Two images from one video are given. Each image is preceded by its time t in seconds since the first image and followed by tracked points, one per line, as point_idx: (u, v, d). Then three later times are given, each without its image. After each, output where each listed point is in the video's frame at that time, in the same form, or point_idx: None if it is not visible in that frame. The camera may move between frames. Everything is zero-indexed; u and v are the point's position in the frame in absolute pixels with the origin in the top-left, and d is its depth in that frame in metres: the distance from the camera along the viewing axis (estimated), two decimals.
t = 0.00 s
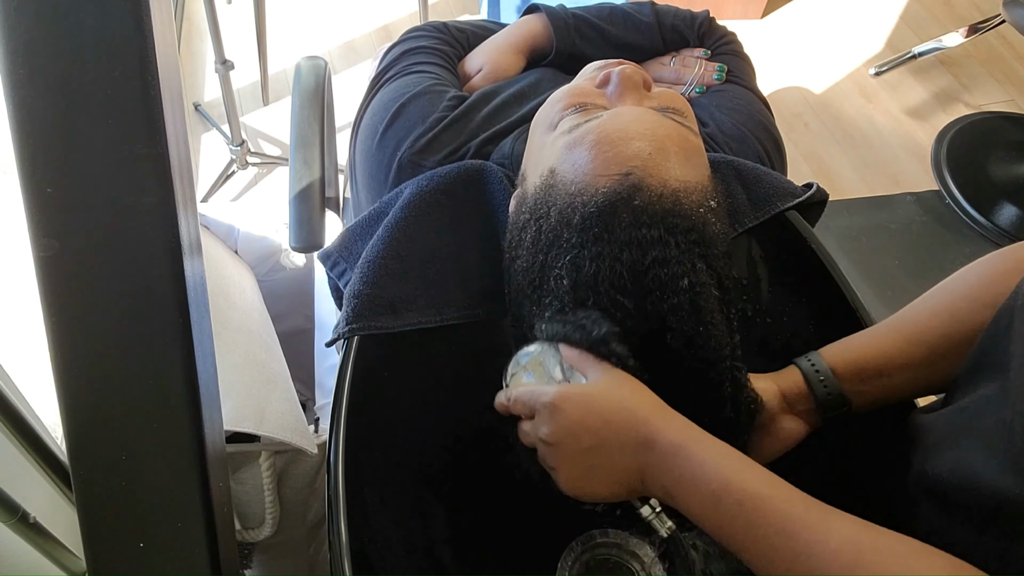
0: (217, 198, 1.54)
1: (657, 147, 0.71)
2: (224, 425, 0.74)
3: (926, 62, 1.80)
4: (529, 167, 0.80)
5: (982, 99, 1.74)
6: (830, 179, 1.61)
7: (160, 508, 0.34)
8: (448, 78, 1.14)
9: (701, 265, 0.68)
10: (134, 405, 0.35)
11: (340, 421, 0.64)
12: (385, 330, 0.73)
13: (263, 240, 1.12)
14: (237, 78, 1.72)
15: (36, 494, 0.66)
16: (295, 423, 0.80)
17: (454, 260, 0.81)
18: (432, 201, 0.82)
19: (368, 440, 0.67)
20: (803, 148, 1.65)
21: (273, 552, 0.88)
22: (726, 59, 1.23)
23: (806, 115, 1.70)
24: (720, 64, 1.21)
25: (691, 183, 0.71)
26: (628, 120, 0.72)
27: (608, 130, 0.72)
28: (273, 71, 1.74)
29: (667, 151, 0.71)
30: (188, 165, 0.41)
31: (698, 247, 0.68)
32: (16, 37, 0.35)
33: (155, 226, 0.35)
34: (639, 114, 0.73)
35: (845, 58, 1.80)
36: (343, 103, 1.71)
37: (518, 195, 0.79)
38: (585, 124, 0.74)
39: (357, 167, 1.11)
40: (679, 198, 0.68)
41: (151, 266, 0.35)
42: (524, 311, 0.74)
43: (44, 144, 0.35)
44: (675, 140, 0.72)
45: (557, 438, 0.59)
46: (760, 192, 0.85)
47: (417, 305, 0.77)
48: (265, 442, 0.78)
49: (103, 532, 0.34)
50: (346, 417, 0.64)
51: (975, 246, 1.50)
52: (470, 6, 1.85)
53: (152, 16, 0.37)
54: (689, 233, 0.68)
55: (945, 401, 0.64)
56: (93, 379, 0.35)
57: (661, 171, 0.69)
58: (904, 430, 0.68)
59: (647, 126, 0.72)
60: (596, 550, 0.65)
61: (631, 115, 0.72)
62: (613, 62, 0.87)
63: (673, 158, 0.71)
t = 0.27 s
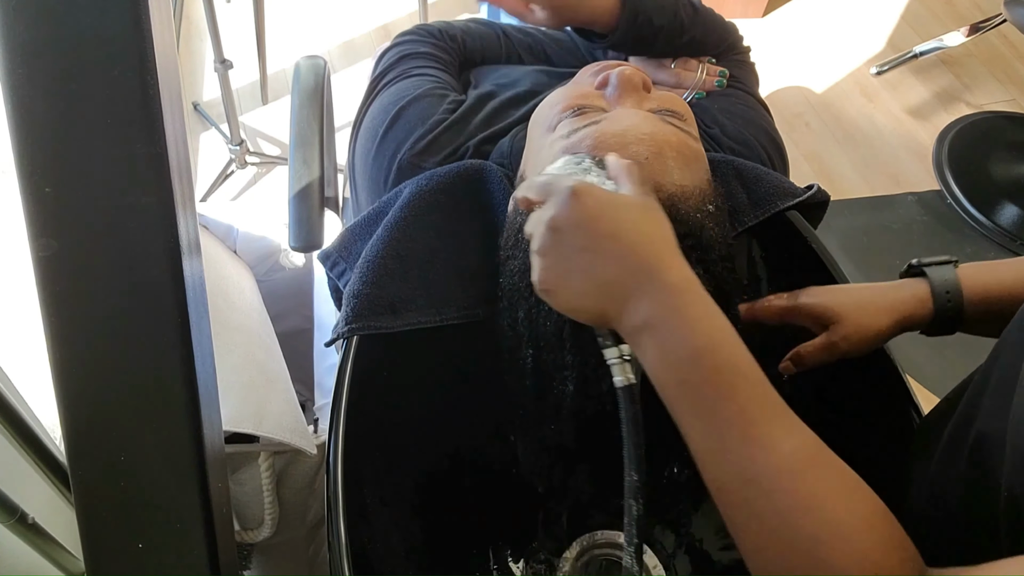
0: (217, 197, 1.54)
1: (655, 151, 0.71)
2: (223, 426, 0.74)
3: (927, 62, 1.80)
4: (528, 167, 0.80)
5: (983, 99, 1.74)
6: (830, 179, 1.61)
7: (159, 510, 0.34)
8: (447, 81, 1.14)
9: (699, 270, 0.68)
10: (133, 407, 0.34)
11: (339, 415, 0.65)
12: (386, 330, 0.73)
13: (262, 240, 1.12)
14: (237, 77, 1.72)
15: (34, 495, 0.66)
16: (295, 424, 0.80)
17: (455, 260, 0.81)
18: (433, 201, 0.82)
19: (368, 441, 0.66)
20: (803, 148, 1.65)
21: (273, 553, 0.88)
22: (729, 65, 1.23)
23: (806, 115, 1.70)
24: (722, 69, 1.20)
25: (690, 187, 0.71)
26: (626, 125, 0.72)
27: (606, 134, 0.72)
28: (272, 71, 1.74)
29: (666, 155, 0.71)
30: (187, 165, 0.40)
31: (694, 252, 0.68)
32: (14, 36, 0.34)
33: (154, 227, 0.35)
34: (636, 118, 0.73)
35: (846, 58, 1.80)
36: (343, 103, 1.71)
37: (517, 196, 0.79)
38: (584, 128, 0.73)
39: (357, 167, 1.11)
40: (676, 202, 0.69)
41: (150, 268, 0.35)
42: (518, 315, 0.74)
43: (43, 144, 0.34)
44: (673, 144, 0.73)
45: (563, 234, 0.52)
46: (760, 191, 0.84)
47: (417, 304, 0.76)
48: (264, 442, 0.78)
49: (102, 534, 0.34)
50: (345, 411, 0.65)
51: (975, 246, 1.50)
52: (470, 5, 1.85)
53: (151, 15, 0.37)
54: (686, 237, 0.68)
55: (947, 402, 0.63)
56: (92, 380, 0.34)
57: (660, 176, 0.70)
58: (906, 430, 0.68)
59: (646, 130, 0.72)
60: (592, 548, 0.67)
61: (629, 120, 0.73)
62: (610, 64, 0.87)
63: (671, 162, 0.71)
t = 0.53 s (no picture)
0: (217, 197, 1.54)
1: (659, 151, 0.71)
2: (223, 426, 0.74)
3: (927, 62, 1.80)
4: (530, 167, 0.80)
5: (983, 99, 1.74)
6: (831, 179, 1.61)
7: (159, 509, 0.34)
8: (448, 82, 1.14)
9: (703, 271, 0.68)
10: (133, 406, 0.34)
11: (340, 415, 0.64)
12: (384, 330, 0.73)
13: (262, 240, 1.12)
14: (237, 77, 1.72)
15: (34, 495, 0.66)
16: (295, 424, 0.80)
17: (455, 260, 0.81)
18: (433, 201, 0.82)
19: (368, 441, 0.66)
20: (804, 148, 1.65)
21: (273, 552, 0.88)
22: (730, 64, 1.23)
23: (807, 115, 1.70)
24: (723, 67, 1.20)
25: (694, 188, 0.71)
26: (631, 125, 0.72)
27: (611, 134, 0.71)
28: (272, 71, 1.74)
29: (671, 156, 0.71)
30: (187, 165, 0.40)
31: (699, 252, 0.68)
32: (14, 35, 0.34)
33: (154, 227, 0.35)
34: (641, 118, 0.73)
35: (846, 58, 1.80)
36: (343, 103, 1.71)
37: (518, 195, 0.79)
38: (588, 127, 0.74)
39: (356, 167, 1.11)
40: (681, 202, 0.68)
41: (150, 268, 0.35)
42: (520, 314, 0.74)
43: (43, 144, 0.34)
44: (678, 144, 0.72)
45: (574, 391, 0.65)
46: (760, 191, 0.84)
47: (416, 304, 0.76)
48: (264, 442, 0.78)
49: (102, 533, 0.34)
50: (346, 410, 0.64)
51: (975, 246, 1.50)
52: (470, 5, 1.85)
53: (151, 15, 0.36)
54: (691, 238, 0.68)
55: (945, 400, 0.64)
56: (92, 379, 0.34)
57: (665, 176, 0.69)
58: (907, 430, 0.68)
59: (651, 131, 0.72)
60: (599, 548, 0.66)
61: (634, 119, 0.73)
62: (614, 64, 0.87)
63: (676, 163, 0.71)
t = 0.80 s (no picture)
0: (217, 197, 1.54)
1: (656, 151, 0.71)
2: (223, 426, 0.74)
3: (927, 62, 1.80)
4: (527, 167, 0.80)
5: (983, 99, 1.74)
6: (831, 179, 1.61)
7: (158, 509, 0.34)
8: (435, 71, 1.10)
9: (701, 271, 0.69)
10: (133, 406, 0.34)
11: (340, 417, 0.63)
12: (384, 330, 0.71)
13: (263, 240, 1.12)
14: (237, 77, 1.72)
15: (34, 496, 0.66)
16: (295, 424, 0.80)
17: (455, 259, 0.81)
18: (433, 201, 0.82)
19: (368, 441, 0.66)
20: (804, 148, 1.65)
21: (273, 552, 0.88)
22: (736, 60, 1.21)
23: (807, 115, 1.70)
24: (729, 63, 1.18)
25: (693, 188, 0.71)
26: (627, 125, 0.72)
27: (607, 133, 0.72)
28: (272, 71, 1.74)
29: (667, 155, 0.71)
30: (187, 165, 0.40)
31: (697, 254, 0.69)
32: (14, 35, 0.34)
33: (154, 226, 0.35)
34: (637, 118, 0.73)
35: (846, 58, 1.80)
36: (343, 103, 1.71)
37: (517, 196, 0.79)
38: (585, 127, 0.74)
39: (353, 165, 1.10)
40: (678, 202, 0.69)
41: (151, 268, 0.35)
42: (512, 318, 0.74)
43: (43, 144, 0.34)
44: (674, 144, 0.73)
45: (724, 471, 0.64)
46: (760, 191, 0.83)
47: (417, 305, 0.75)
48: (264, 443, 0.78)
49: (101, 533, 0.34)
50: (346, 413, 0.63)
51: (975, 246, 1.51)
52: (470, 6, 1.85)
53: (152, 15, 0.37)
54: (687, 238, 0.68)
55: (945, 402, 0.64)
56: (92, 380, 0.34)
57: (662, 176, 0.70)
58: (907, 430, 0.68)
59: (647, 131, 0.72)
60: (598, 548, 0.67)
61: (631, 119, 0.73)
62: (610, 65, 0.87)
63: (673, 162, 0.71)
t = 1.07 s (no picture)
0: (217, 197, 1.54)
1: (653, 150, 0.72)
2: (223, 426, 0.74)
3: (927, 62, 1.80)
4: (526, 165, 0.80)
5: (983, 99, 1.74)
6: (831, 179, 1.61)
7: (159, 508, 0.34)
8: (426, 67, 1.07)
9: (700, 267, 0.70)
10: (133, 405, 0.34)
11: (340, 422, 0.62)
12: (384, 329, 0.73)
13: (263, 240, 1.12)
14: (237, 77, 1.72)
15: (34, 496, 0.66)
16: (295, 423, 0.80)
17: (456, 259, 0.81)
18: (434, 200, 0.83)
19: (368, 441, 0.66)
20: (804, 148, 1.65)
21: (273, 552, 0.88)
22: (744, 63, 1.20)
23: (807, 115, 1.70)
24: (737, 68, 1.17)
25: (691, 185, 0.72)
26: (625, 125, 0.72)
27: (604, 134, 0.72)
28: (272, 71, 1.74)
29: (665, 154, 0.72)
30: (187, 164, 0.40)
31: (696, 249, 0.69)
32: (14, 34, 0.34)
33: (154, 225, 0.35)
34: (633, 118, 0.74)
35: (846, 58, 1.80)
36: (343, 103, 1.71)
37: (517, 195, 0.79)
38: (582, 126, 0.75)
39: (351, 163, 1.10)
40: (677, 201, 0.69)
41: (151, 267, 0.35)
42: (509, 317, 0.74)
43: (43, 144, 0.34)
44: (672, 142, 0.73)
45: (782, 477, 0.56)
46: (761, 190, 0.84)
47: (418, 304, 0.76)
48: (264, 442, 0.78)
49: (101, 533, 0.34)
50: (346, 419, 0.63)
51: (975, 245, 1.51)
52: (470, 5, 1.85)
53: (152, 15, 0.37)
54: (687, 234, 0.69)
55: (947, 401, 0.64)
56: (92, 380, 0.34)
57: (659, 175, 0.70)
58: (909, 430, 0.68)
59: (644, 130, 0.72)
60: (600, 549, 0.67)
61: (628, 120, 0.73)
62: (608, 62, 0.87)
63: (671, 161, 0.71)
